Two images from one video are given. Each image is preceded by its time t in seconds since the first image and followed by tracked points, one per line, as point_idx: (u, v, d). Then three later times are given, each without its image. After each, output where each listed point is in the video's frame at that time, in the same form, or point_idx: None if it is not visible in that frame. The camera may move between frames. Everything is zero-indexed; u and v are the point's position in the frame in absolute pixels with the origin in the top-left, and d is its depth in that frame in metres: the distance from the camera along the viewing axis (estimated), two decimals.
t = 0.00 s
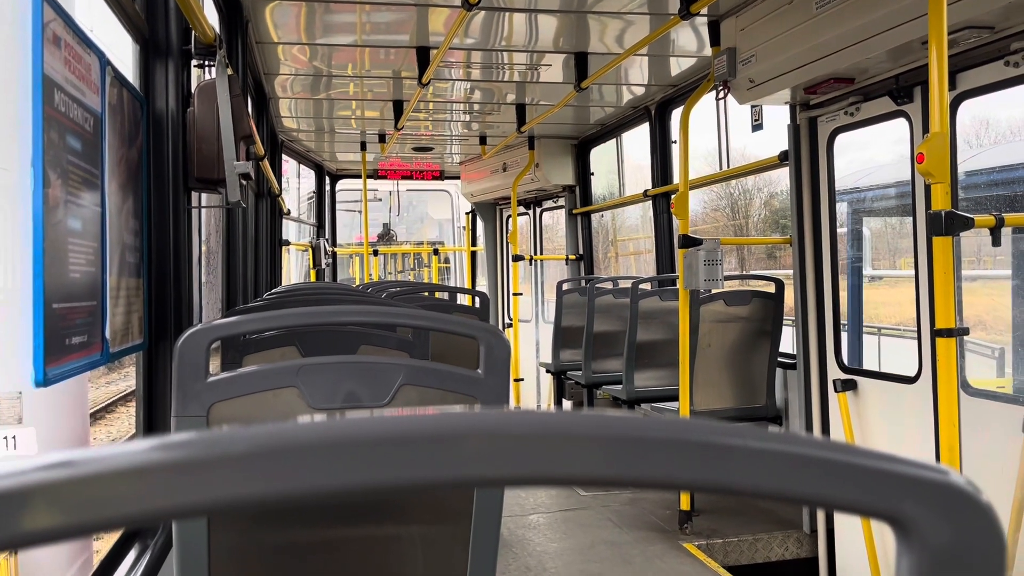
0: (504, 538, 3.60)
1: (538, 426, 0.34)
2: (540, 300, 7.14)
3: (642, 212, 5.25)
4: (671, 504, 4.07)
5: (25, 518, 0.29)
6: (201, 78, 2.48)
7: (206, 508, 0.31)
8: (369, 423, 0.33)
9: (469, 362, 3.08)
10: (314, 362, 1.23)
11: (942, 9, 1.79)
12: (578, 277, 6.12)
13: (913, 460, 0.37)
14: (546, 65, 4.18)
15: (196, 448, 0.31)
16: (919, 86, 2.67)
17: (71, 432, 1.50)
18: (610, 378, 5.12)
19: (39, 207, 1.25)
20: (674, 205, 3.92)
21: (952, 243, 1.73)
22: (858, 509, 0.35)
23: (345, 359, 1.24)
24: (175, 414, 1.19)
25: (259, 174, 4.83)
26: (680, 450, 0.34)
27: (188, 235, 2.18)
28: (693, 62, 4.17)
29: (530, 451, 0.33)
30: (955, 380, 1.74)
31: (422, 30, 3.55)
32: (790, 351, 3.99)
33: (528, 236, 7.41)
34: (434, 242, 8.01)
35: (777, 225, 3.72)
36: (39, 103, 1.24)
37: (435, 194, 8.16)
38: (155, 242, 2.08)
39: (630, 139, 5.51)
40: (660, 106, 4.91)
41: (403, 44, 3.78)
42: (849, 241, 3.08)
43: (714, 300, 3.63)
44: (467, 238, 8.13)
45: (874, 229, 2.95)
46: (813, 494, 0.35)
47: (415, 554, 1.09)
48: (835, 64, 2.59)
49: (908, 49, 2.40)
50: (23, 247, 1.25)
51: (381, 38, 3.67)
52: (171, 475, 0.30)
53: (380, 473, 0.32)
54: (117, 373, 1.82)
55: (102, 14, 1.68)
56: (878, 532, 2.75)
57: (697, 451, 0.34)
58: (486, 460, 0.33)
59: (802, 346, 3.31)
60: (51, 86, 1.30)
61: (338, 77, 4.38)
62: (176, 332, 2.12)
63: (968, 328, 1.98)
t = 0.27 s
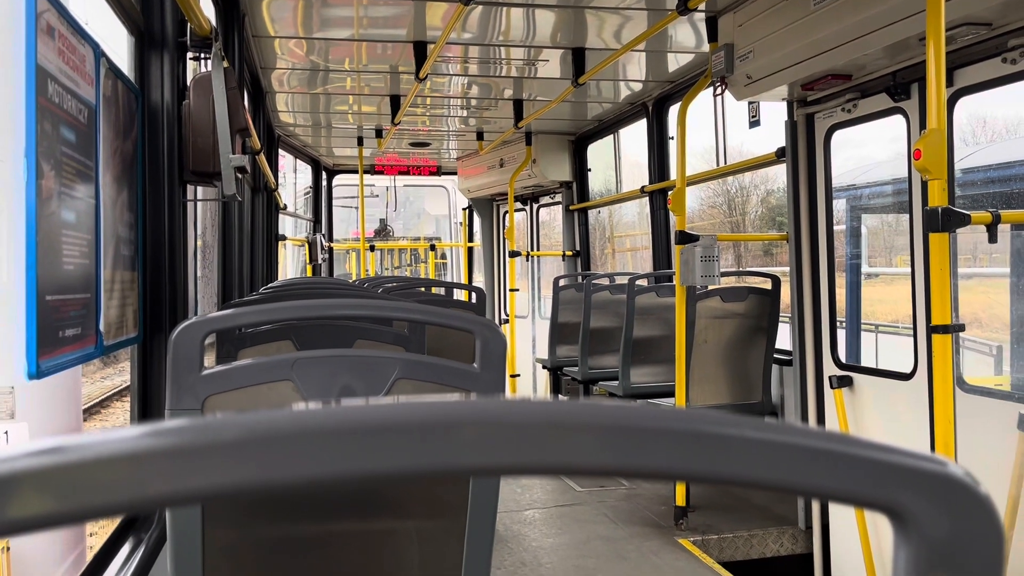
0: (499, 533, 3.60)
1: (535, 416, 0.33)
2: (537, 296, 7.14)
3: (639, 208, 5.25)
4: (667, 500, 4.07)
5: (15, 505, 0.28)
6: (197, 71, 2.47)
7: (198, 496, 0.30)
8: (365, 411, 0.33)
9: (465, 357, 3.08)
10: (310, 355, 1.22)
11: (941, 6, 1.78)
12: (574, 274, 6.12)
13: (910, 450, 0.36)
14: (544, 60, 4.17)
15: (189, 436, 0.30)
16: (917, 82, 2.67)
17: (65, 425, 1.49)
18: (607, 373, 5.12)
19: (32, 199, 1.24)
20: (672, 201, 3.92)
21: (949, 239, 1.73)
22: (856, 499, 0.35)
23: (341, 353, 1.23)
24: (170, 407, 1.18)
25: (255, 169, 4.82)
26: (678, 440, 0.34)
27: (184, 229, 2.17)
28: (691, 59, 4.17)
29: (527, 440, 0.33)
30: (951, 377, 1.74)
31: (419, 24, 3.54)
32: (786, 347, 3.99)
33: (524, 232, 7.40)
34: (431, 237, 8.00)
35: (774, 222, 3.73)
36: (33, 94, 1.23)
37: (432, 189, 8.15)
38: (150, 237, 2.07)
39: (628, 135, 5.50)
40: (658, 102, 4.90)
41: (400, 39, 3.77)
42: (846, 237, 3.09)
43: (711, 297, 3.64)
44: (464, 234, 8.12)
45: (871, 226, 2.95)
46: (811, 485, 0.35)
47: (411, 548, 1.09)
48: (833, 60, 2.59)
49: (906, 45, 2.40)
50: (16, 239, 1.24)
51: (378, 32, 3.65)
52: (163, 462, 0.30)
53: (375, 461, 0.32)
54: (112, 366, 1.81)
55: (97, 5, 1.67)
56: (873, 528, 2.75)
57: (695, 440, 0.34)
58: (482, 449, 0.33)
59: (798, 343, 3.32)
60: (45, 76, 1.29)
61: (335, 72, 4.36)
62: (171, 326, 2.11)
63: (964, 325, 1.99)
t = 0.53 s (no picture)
0: (495, 529, 3.60)
1: (531, 411, 0.33)
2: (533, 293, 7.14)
3: (636, 205, 5.25)
4: (661, 497, 4.08)
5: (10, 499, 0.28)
6: (193, 66, 2.46)
7: (193, 490, 0.30)
8: (360, 406, 0.33)
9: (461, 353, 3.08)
10: (305, 350, 1.22)
11: (937, 4, 1.79)
12: (570, 270, 6.12)
13: (905, 447, 0.37)
14: (541, 56, 4.17)
15: (183, 430, 0.30)
16: (912, 81, 2.67)
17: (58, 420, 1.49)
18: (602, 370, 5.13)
19: (27, 193, 1.23)
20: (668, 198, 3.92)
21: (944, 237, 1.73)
22: (848, 494, 0.35)
23: (337, 348, 1.23)
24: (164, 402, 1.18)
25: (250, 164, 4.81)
26: (672, 435, 0.34)
27: (179, 224, 2.17)
28: (688, 56, 4.17)
29: (523, 435, 0.33)
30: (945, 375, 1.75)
31: (416, 20, 3.53)
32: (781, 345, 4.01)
33: (521, 229, 7.40)
34: (427, 234, 7.99)
35: (770, 219, 3.73)
36: (27, 88, 1.23)
37: (428, 185, 8.14)
38: (145, 232, 2.07)
39: (624, 132, 5.51)
40: (654, 99, 4.90)
41: (397, 34, 3.76)
42: (841, 235, 3.09)
43: (707, 294, 3.64)
44: (460, 230, 8.11)
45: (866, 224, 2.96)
46: (804, 480, 0.35)
47: (406, 544, 1.09)
48: (829, 58, 2.59)
49: (902, 43, 2.40)
50: (10, 233, 1.23)
51: (375, 27, 3.64)
52: (157, 456, 0.30)
53: (369, 456, 0.32)
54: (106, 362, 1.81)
55: None
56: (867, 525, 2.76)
57: (689, 436, 0.34)
58: (477, 444, 0.33)
59: (793, 341, 3.33)
60: (40, 70, 1.28)
61: (332, 67, 4.35)
62: (167, 321, 2.11)
63: (958, 322, 1.99)
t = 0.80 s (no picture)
0: (490, 525, 3.61)
1: (527, 404, 0.33)
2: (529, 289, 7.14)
3: (633, 202, 5.25)
4: (657, 493, 4.09)
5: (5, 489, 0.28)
6: (190, 60, 2.46)
7: (187, 482, 0.30)
8: (356, 398, 0.32)
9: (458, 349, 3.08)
10: (302, 345, 1.22)
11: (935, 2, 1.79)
12: (567, 267, 6.12)
13: (901, 441, 0.37)
14: (538, 52, 4.16)
15: (177, 421, 0.30)
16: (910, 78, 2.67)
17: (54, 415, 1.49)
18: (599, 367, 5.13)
19: (22, 186, 1.23)
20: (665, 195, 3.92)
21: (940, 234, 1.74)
22: (844, 489, 0.35)
23: (333, 343, 1.23)
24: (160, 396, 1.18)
25: (247, 159, 4.79)
26: (669, 429, 0.34)
27: (175, 219, 2.16)
28: (685, 52, 4.17)
29: (519, 428, 0.33)
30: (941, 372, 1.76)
31: (414, 15, 3.52)
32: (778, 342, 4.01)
33: (518, 225, 7.40)
34: (424, 230, 7.98)
35: (767, 216, 3.74)
36: (22, 80, 1.22)
37: (426, 181, 8.13)
38: (141, 226, 2.06)
39: (622, 128, 5.50)
40: (651, 96, 4.90)
41: (394, 29, 3.75)
42: (838, 233, 3.10)
43: (703, 290, 3.65)
44: (457, 226, 8.11)
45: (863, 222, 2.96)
46: (802, 474, 0.35)
47: (401, 539, 1.09)
48: (827, 55, 2.59)
49: (899, 41, 2.40)
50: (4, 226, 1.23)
51: (372, 22, 3.63)
52: (151, 447, 0.29)
53: (365, 448, 0.32)
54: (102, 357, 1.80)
55: None
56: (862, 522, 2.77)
57: (687, 430, 0.34)
58: (473, 437, 0.33)
59: (790, 338, 3.33)
60: (35, 63, 1.28)
61: (329, 62, 4.33)
62: (162, 316, 2.10)
63: (954, 320, 2.00)
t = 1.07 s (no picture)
0: (487, 522, 3.61)
1: (525, 399, 0.33)
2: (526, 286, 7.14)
3: (630, 199, 5.25)
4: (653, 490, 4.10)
5: None
6: (186, 55, 2.45)
7: (183, 475, 0.30)
8: (352, 392, 0.32)
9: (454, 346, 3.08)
10: (298, 341, 1.22)
11: None
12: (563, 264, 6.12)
13: (898, 437, 0.37)
14: (535, 49, 4.16)
15: (174, 414, 0.30)
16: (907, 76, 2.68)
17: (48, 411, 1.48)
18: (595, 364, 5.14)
19: (17, 180, 1.22)
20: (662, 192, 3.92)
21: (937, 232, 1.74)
22: (842, 484, 0.35)
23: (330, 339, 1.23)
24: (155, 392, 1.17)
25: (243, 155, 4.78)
26: (667, 423, 0.34)
27: (171, 214, 2.15)
28: (682, 50, 4.17)
29: (517, 422, 0.33)
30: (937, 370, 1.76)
31: (411, 11, 3.51)
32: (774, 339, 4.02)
33: (515, 222, 7.39)
34: (421, 227, 7.97)
35: (763, 214, 3.74)
36: (18, 75, 1.21)
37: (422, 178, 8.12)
38: (136, 222, 2.06)
39: (619, 126, 5.50)
40: (649, 93, 4.90)
41: (391, 25, 3.74)
42: (834, 231, 3.10)
43: (699, 288, 3.65)
44: (454, 223, 8.10)
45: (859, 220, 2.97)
46: (799, 469, 0.35)
47: (398, 536, 1.09)
48: (824, 52, 2.59)
49: (897, 39, 2.41)
50: None
51: (369, 18, 3.62)
52: (148, 440, 0.29)
53: (362, 442, 0.32)
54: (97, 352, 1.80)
55: None
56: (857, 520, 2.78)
57: (684, 424, 0.34)
58: (471, 431, 0.33)
59: (786, 335, 3.34)
60: (31, 57, 1.27)
61: (326, 58, 4.32)
62: (158, 312, 2.10)
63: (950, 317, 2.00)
